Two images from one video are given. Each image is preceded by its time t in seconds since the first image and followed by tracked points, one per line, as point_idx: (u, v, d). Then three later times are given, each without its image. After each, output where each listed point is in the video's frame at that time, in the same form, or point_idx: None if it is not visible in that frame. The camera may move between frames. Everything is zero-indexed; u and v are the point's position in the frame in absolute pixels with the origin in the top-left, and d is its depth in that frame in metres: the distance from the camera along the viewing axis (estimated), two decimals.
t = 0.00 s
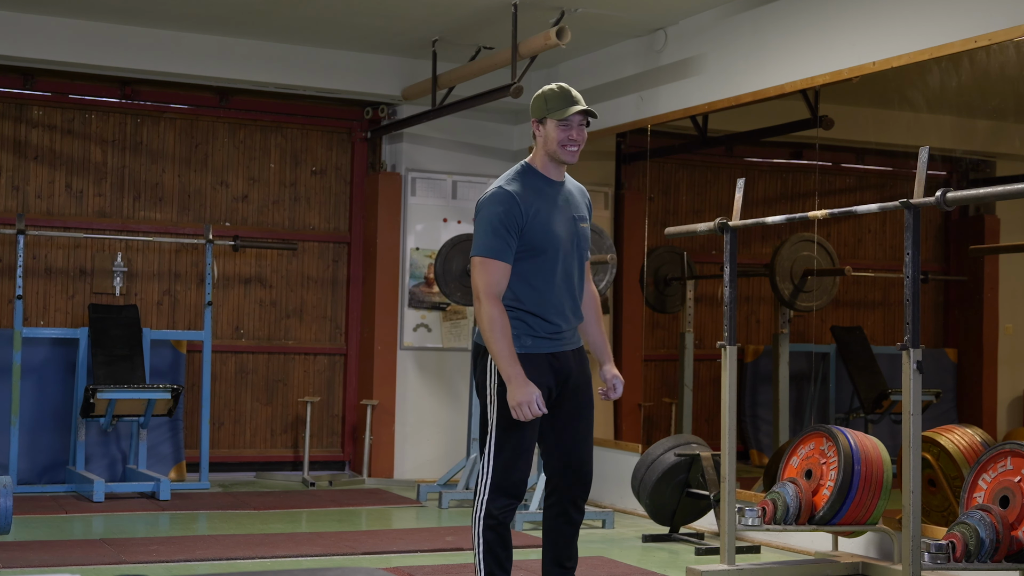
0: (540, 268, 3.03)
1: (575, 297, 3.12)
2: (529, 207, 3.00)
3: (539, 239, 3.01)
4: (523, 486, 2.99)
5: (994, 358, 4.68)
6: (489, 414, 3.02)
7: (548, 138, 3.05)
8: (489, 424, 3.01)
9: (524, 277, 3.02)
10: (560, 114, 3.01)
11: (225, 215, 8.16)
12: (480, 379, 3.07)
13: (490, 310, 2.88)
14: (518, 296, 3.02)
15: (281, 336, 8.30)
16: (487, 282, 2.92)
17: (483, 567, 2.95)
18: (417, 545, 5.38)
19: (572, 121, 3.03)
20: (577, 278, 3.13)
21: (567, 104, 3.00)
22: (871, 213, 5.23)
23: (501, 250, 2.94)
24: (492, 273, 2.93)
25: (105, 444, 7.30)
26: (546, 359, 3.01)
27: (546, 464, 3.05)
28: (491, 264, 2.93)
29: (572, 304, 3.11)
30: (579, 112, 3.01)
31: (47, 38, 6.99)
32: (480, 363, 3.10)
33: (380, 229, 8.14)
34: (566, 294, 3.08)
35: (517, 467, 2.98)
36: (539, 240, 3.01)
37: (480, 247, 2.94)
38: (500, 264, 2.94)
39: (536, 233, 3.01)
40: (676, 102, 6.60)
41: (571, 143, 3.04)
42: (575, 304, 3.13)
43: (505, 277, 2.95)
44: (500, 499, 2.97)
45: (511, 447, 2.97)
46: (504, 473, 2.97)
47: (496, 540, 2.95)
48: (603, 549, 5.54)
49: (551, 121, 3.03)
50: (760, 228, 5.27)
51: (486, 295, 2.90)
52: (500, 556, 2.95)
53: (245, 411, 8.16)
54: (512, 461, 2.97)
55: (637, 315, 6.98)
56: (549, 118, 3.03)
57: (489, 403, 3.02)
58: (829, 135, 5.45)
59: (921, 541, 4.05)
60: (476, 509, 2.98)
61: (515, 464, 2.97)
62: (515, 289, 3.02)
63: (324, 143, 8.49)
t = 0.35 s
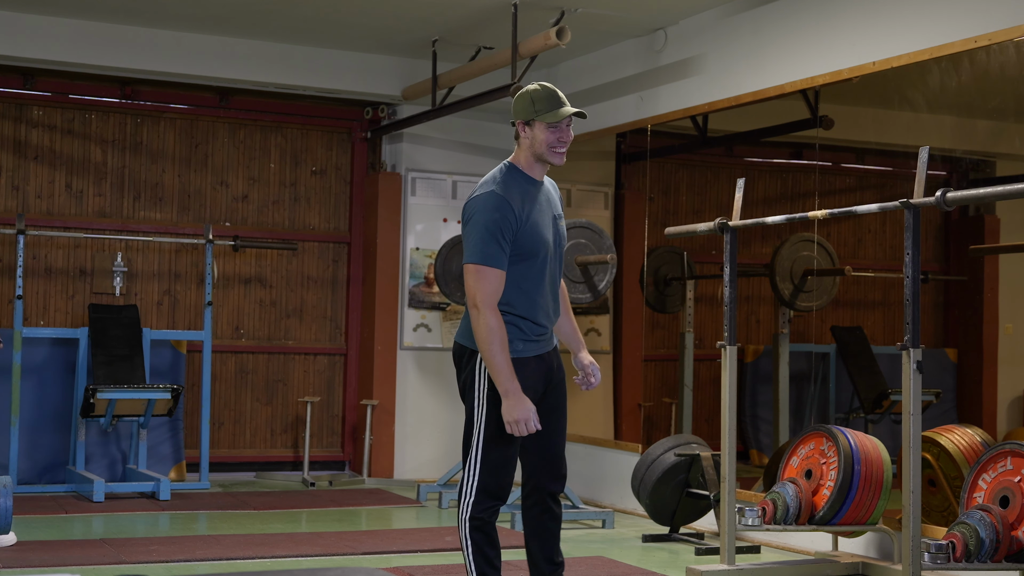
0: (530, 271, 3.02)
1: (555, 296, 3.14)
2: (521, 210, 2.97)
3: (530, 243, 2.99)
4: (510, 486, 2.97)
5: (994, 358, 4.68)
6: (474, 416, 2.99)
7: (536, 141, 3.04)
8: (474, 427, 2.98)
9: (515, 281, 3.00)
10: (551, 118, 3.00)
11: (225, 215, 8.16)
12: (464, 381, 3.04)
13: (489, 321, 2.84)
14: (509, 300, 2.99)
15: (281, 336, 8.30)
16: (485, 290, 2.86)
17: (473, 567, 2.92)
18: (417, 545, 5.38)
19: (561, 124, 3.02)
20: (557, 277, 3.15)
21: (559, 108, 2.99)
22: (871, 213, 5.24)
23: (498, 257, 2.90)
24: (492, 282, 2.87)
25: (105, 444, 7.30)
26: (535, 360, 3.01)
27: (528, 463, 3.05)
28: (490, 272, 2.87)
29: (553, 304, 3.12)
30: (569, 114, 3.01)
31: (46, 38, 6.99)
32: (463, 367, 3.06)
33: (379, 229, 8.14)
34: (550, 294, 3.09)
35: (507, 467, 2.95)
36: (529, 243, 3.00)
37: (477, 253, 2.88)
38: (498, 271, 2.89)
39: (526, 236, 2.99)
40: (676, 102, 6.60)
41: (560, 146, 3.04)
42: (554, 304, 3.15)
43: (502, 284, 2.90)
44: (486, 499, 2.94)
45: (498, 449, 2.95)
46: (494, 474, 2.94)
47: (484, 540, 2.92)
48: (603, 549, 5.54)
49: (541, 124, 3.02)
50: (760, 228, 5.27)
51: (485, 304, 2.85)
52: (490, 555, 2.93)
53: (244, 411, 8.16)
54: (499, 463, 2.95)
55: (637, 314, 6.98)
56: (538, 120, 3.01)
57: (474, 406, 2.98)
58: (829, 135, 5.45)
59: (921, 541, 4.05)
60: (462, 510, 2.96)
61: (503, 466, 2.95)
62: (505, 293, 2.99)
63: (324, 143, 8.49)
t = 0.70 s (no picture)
0: (525, 269, 3.00)
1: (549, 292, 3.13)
2: (515, 207, 2.97)
3: (524, 239, 2.99)
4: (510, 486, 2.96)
5: (994, 358, 4.68)
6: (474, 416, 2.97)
7: (539, 140, 3.05)
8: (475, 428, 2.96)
9: (511, 279, 2.99)
10: (558, 118, 3.04)
11: (225, 215, 8.15)
12: (463, 383, 3.03)
13: (481, 319, 2.83)
14: (505, 298, 2.98)
15: (281, 336, 8.30)
16: (479, 287, 2.85)
17: (474, 567, 2.92)
18: (417, 545, 5.38)
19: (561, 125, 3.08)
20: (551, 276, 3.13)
21: (564, 109, 3.05)
22: (871, 213, 5.24)
23: (493, 254, 2.89)
24: (486, 279, 2.86)
25: (105, 444, 7.30)
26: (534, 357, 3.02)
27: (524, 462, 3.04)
28: (484, 269, 2.87)
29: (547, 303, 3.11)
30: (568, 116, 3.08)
31: (46, 38, 6.99)
32: (461, 368, 3.04)
33: (380, 228, 8.14)
34: (545, 293, 3.08)
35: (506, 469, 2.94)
36: (524, 240, 2.99)
37: (472, 250, 2.87)
38: (493, 267, 2.88)
39: (521, 233, 2.98)
40: (676, 102, 6.60)
41: (558, 146, 3.09)
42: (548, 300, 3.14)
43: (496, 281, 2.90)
44: (488, 499, 2.93)
45: (499, 449, 2.93)
46: (494, 474, 2.92)
47: (485, 541, 2.91)
48: (603, 550, 5.54)
49: (544, 124, 3.05)
50: (760, 228, 5.27)
51: (480, 302, 2.84)
52: (490, 556, 2.93)
53: (244, 411, 8.16)
54: (501, 463, 2.92)
55: (637, 314, 6.98)
56: (545, 119, 3.04)
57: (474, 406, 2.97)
58: (829, 135, 5.45)
59: (921, 541, 4.05)
60: (463, 510, 2.94)
61: (504, 466, 2.93)
62: (501, 291, 2.97)
63: (324, 143, 8.49)
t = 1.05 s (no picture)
0: (522, 261, 3.01)
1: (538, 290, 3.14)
2: (513, 199, 2.98)
3: (522, 234, 2.99)
4: (513, 483, 2.97)
5: (994, 359, 4.68)
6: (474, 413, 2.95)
7: (532, 138, 3.07)
8: (477, 426, 2.93)
9: (509, 272, 2.99)
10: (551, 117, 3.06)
11: (225, 215, 8.15)
12: (458, 381, 2.98)
13: (487, 305, 2.82)
14: (503, 290, 2.97)
15: (281, 336, 8.30)
16: (483, 274, 2.85)
17: (480, 567, 2.90)
18: (417, 545, 5.38)
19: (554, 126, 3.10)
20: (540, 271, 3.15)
21: (557, 109, 3.07)
22: (871, 213, 5.24)
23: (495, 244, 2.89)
24: (489, 268, 2.86)
25: (105, 444, 7.29)
26: (527, 355, 3.03)
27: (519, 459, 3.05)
28: (488, 257, 2.86)
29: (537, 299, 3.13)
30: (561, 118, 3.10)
31: (46, 38, 6.99)
32: (455, 365, 2.99)
33: (380, 229, 8.14)
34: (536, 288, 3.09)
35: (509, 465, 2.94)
36: (521, 232, 3.00)
37: (475, 238, 2.86)
38: (494, 256, 2.88)
39: (518, 226, 2.99)
40: (676, 102, 6.60)
41: (550, 147, 3.10)
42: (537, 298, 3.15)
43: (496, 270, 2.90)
44: (493, 496, 2.92)
45: (503, 446, 2.93)
46: (499, 471, 2.93)
47: (491, 539, 2.91)
48: (603, 550, 5.54)
49: (538, 123, 3.06)
50: (760, 228, 5.27)
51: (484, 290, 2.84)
52: (495, 555, 2.92)
53: (244, 411, 8.16)
54: (503, 459, 2.93)
55: (637, 314, 6.98)
56: (539, 118, 3.06)
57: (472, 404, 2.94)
58: (829, 135, 5.45)
59: (921, 541, 4.04)
60: (468, 509, 2.92)
61: (507, 462, 2.94)
62: (499, 282, 2.97)
63: (324, 143, 8.48)
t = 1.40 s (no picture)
0: (516, 259, 3.00)
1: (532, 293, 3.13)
2: (507, 196, 2.98)
3: (515, 231, 2.99)
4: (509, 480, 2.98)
5: (994, 359, 4.68)
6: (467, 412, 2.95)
7: (512, 140, 3.03)
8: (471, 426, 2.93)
9: (502, 269, 2.97)
10: (526, 118, 3.00)
11: (225, 215, 8.16)
12: (452, 379, 2.97)
13: (478, 298, 2.83)
14: (496, 286, 2.97)
15: (281, 336, 8.30)
16: (475, 268, 2.85)
17: (478, 566, 2.91)
18: (417, 545, 5.38)
19: (536, 126, 3.02)
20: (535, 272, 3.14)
21: (536, 111, 3.00)
22: (871, 213, 5.24)
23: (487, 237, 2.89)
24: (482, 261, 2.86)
25: (104, 444, 7.29)
26: (519, 357, 3.02)
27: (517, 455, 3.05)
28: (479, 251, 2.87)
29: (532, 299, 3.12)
30: (544, 119, 3.02)
31: (46, 38, 6.99)
32: (449, 363, 2.97)
33: (379, 228, 8.14)
34: (530, 286, 3.08)
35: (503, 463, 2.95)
36: (515, 230, 3.00)
37: (467, 233, 2.86)
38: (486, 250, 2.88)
39: (512, 223, 2.99)
40: (676, 102, 6.59)
41: (533, 146, 3.03)
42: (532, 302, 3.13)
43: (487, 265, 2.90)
44: (490, 494, 2.93)
45: (498, 443, 2.94)
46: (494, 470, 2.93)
47: (489, 538, 2.91)
48: (603, 550, 5.54)
49: (517, 124, 3.02)
50: (760, 228, 5.27)
51: (475, 282, 2.84)
52: (493, 554, 2.92)
53: (244, 411, 8.16)
54: (497, 456, 2.94)
55: (637, 314, 6.98)
56: (516, 120, 3.01)
57: (466, 402, 2.94)
58: (829, 135, 5.45)
59: (921, 541, 4.04)
60: (465, 508, 2.92)
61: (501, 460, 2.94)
62: (492, 279, 2.96)
63: (324, 143, 8.48)
